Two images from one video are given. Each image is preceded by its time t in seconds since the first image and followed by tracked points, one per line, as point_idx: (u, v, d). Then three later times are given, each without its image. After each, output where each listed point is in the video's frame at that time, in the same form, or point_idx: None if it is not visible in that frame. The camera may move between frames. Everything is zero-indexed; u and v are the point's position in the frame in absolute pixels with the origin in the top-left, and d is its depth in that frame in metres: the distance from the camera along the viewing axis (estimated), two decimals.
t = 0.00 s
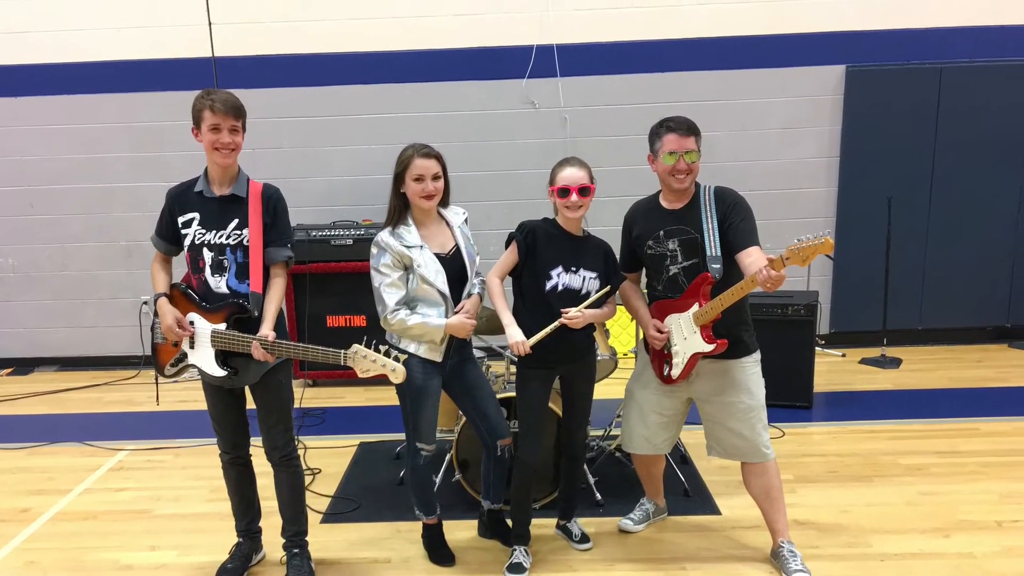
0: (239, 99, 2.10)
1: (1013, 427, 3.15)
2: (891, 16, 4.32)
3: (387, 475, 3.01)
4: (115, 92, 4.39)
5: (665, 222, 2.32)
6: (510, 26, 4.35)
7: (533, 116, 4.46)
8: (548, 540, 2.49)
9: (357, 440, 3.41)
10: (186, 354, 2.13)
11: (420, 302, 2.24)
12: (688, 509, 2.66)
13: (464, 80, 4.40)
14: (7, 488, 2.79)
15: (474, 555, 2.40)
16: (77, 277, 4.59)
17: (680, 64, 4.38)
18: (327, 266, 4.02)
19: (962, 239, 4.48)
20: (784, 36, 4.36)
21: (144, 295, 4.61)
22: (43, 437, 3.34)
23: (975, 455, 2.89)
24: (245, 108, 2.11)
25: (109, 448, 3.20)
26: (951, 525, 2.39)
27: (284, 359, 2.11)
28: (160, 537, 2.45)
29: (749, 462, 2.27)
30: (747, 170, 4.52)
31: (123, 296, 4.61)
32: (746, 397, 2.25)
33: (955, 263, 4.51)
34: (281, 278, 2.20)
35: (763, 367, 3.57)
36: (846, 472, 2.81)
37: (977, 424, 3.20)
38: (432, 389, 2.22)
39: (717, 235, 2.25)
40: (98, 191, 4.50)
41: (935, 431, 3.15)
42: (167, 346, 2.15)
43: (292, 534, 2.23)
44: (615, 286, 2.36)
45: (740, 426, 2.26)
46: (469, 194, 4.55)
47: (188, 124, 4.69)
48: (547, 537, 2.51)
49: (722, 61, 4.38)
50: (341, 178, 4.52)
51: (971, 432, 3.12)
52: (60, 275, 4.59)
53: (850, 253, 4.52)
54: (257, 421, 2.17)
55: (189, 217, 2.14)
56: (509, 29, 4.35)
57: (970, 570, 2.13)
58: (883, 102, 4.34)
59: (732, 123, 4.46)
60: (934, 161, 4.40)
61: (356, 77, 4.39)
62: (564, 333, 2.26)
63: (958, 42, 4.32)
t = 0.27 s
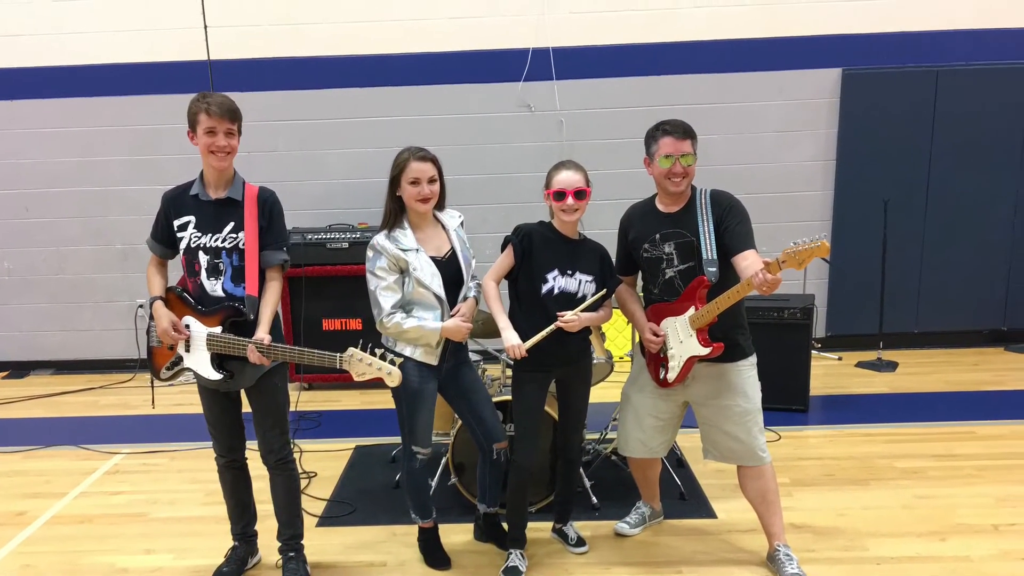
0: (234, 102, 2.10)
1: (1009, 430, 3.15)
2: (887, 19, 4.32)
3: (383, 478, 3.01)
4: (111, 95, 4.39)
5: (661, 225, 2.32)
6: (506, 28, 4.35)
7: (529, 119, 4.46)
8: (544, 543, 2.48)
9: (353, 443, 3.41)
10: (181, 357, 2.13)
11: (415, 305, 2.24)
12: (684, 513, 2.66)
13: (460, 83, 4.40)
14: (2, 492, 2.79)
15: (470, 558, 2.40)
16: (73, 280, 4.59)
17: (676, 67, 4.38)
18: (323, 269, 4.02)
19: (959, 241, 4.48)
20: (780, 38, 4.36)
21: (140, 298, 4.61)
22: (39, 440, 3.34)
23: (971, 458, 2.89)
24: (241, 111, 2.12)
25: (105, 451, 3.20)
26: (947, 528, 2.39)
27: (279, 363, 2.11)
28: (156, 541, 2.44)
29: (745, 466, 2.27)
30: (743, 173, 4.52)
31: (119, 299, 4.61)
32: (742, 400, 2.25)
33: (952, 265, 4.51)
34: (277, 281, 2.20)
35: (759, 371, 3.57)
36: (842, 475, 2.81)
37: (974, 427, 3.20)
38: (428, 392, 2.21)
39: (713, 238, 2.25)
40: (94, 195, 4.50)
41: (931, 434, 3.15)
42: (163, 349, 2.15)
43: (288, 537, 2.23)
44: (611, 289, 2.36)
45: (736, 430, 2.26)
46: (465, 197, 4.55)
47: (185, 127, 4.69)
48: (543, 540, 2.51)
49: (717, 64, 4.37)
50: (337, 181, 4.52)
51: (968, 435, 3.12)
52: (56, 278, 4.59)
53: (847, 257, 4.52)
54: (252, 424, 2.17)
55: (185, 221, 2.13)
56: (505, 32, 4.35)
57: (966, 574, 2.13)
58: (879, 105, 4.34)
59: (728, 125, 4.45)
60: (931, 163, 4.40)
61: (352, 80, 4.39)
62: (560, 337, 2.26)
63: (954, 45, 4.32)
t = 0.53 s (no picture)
0: (230, 106, 2.09)
1: (1005, 433, 3.15)
2: (883, 22, 4.32)
3: (379, 481, 3.01)
4: (106, 98, 4.38)
5: (657, 228, 2.31)
6: (502, 32, 4.35)
7: (524, 122, 4.46)
8: (540, 547, 2.48)
9: (349, 447, 3.40)
10: (176, 361, 2.11)
11: (411, 308, 2.23)
12: (680, 517, 2.66)
13: (455, 86, 4.40)
14: None
15: (466, 562, 2.40)
16: (67, 283, 4.59)
17: (672, 71, 4.39)
18: (319, 272, 4.02)
19: (955, 244, 4.48)
20: (775, 41, 4.36)
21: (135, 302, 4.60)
22: (35, 443, 3.33)
23: (967, 462, 2.89)
24: (237, 114, 2.11)
25: (100, 454, 3.20)
26: (943, 531, 2.39)
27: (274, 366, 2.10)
28: (152, 544, 2.44)
29: (741, 469, 2.26)
30: (739, 176, 4.52)
31: (114, 303, 4.61)
32: (738, 404, 2.25)
33: (947, 268, 4.51)
34: (274, 284, 2.19)
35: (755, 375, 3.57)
36: (839, 479, 2.81)
37: (970, 430, 3.20)
38: (424, 395, 2.21)
39: (709, 240, 2.24)
40: (89, 198, 4.49)
41: (927, 438, 3.15)
42: (158, 353, 2.13)
43: (284, 541, 2.23)
44: (607, 293, 2.35)
45: (732, 433, 2.25)
46: (461, 200, 4.55)
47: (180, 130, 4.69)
48: (539, 544, 2.50)
49: (712, 68, 4.38)
50: (333, 185, 4.51)
51: (964, 439, 3.12)
52: (50, 281, 4.58)
53: (844, 260, 4.52)
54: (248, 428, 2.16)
55: (181, 224, 2.13)
56: (501, 35, 4.35)
57: None
58: (876, 107, 4.33)
59: (724, 129, 4.45)
60: (927, 166, 4.40)
61: (347, 83, 4.39)
62: (556, 340, 2.25)
63: (949, 48, 4.33)
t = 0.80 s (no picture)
0: (225, 109, 2.08)
1: (1001, 437, 3.15)
2: (880, 26, 4.32)
3: (375, 485, 3.01)
4: (102, 101, 4.38)
5: (653, 231, 2.31)
6: (498, 35, 4.35)
7: (519, 125, 4.46)
8: (536, 550, 2.48)
9: (345, 450, 3.40)
10: (173, 364, 2.11)
11: (407, 312, 2.23)
12: (676, 520, 2.66)
13: (451, 90, 4.40)
14: None
15: (462, 566, 2.40)
16: (62, 286, 4.58)
17: (668, 74, 4.39)
18: (315, 275, 4.02)
19: (951, 247, 4.48)
20: (771, 44, 4.35)
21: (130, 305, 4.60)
22: (31, 446, 3.33)
23: (963, 466, 2.89)
24: (232, 117, 2.10)
25: (96, 458, 3.20)
26: (940, 535, 2.38)
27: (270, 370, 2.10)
28: (147, 548, 2.44)
29: (738, 473, 2.26)
30: (734, 180, 4.52)
31: (109, 306, 4.60)
32: (734, 407, 2.25)
33: (943, 272, 4.51)
34: (270, 288, 2.19)
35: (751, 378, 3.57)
36: (835, 482, 2.81)
37: (966, 434, 3.20)
38: (420, 399, 2.20)
39: (705, 244, 2.24)
40: (85, 201, 4.49)
41: (924, 441, 3.15)
42: (154, 356, 2.13)
43: (279, 544, 2.22)
44: (603, 296, 2.35)
45: (728, 437, 2.25)
46: (457, 203, 4.55)
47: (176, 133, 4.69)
48: (535, 547, 2.50)
49: (708, 72, 4.38)
50: (328, 188, 4.51)
51: (960, 442, 3.12)
52: (45, 284, 4.58)
53: (840, 263, 4.51)
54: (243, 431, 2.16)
55: (176, 227, 2.13)
56: (496, 38, 4.35)
57: None
58: (872, 110, 4.33)
59: (720, 132, 4.45)
60: (923, 170, 4.40)
61: (342, 86, 4.39)
62: (552, 343, 2.25)
63: (945, 52, 4.33)
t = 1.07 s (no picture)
0: (222, 112, 2.08)
1: (998, 440, 3.15)
2: (876, 29, 4.32)
3: (371, 489, 3.00)
4: (97, 104, 4.38)
5: (649, 235, 2.31)
6: (494, 38, 4.35)
7: (515, 129, 4.46)
8: (532, 554, 2.48)
9: (342, 453, 3.40)
10: (169, 367, 2.11)
11: (403, 315, 2.22)
12: (673, 524, 2.66)
13: (447, 93, 4.40)
14: None
15: (458, 569, 2.39)
16: (58, 290, 4.58)
17: (664, 78, 4.38)
18: (311, 278, 4.02)
19: (948, 251, 4.48)
20: (767, 48, 4.35)
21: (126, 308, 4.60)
22: (27, 450, 3.33)
23: (959, 469, 2.88)
24: (229, 120, 2.10)
25: (91, 461, 3.20)
26: (936, 538, 2.38)
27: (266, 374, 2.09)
28: (143, 551, 2.44)
29: (734, 476, 2.26)
30: (730, 183, 4.51)
31: (105, 310, 4.60)
32: (730, 411, 2.24)
33: (940, 275, 4.51)
34: (266, 291, 2.18)
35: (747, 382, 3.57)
36: (831, 486, 2.81)
37: (963, 437, 3.19)
38: (416, 402, 2.20)
39: (701, 247, 2.24)
40: (80, 204, 4.49)
41: (920, 445, 3.15)
42: (150, 359, 2.13)
43: (274, 548, 2.22)
44: (599, 299, 2.34)
45: (724, 440, 2.25)
46: (453, 207, 4.54)
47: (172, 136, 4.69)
48: (531, 551, 2.50)
49: (704, 76, 4.38)
50: (324, 191, 4.51)
51: (956, 445, 3.11)
52: (41, 288, 4.58)
53: (837, 266, 4.51)
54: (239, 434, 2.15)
55: (172, 231, 2.12)
56: (492, 42, 4.35)
57: None
58: (868, 114, 4.33)
59: (716, 135, 4.45)
60: (918, 173, 4.40)
61: (339, 90, 4.39)
62: (548, 347, 2.24)
63: (942, 55, 4.33)
